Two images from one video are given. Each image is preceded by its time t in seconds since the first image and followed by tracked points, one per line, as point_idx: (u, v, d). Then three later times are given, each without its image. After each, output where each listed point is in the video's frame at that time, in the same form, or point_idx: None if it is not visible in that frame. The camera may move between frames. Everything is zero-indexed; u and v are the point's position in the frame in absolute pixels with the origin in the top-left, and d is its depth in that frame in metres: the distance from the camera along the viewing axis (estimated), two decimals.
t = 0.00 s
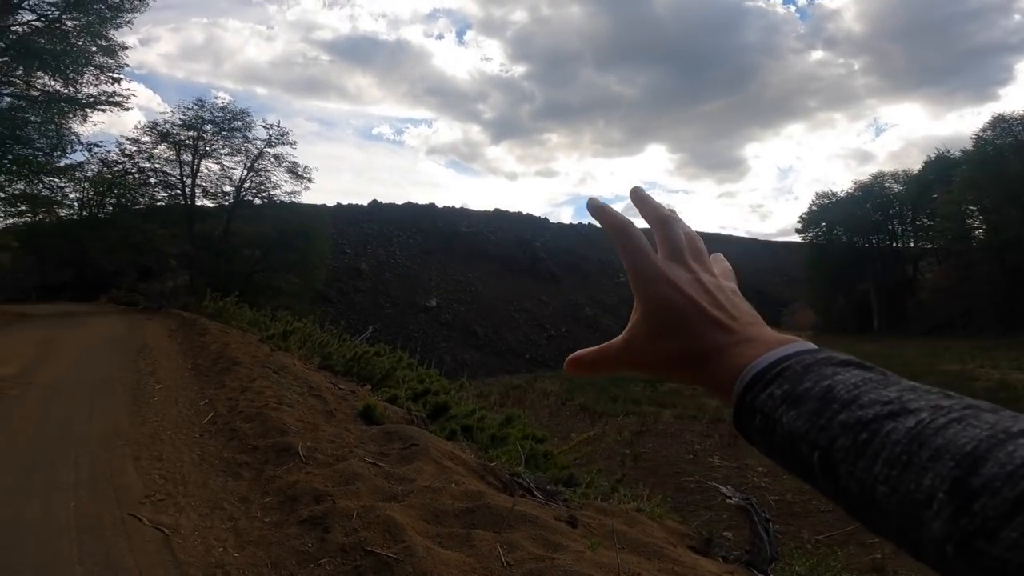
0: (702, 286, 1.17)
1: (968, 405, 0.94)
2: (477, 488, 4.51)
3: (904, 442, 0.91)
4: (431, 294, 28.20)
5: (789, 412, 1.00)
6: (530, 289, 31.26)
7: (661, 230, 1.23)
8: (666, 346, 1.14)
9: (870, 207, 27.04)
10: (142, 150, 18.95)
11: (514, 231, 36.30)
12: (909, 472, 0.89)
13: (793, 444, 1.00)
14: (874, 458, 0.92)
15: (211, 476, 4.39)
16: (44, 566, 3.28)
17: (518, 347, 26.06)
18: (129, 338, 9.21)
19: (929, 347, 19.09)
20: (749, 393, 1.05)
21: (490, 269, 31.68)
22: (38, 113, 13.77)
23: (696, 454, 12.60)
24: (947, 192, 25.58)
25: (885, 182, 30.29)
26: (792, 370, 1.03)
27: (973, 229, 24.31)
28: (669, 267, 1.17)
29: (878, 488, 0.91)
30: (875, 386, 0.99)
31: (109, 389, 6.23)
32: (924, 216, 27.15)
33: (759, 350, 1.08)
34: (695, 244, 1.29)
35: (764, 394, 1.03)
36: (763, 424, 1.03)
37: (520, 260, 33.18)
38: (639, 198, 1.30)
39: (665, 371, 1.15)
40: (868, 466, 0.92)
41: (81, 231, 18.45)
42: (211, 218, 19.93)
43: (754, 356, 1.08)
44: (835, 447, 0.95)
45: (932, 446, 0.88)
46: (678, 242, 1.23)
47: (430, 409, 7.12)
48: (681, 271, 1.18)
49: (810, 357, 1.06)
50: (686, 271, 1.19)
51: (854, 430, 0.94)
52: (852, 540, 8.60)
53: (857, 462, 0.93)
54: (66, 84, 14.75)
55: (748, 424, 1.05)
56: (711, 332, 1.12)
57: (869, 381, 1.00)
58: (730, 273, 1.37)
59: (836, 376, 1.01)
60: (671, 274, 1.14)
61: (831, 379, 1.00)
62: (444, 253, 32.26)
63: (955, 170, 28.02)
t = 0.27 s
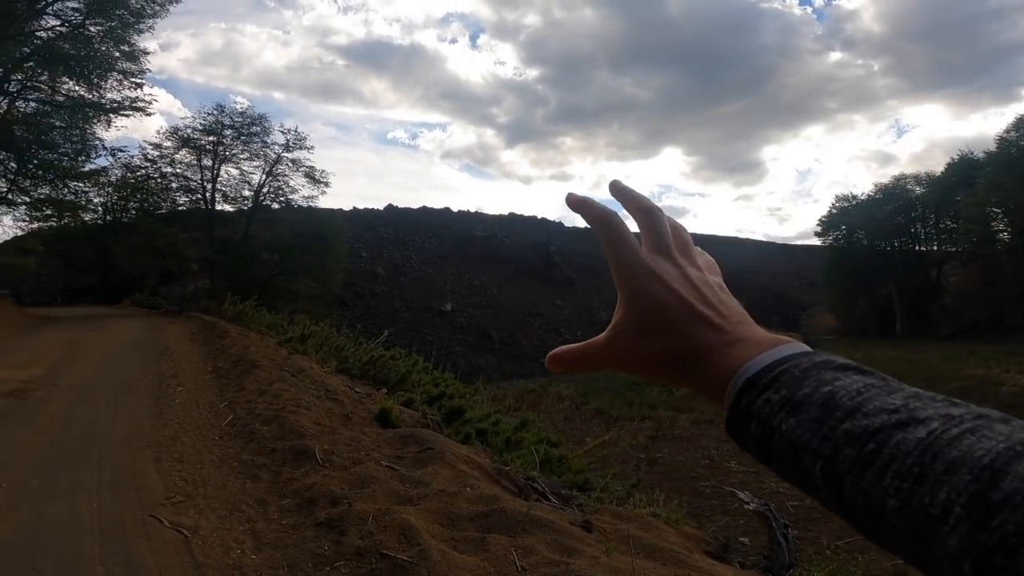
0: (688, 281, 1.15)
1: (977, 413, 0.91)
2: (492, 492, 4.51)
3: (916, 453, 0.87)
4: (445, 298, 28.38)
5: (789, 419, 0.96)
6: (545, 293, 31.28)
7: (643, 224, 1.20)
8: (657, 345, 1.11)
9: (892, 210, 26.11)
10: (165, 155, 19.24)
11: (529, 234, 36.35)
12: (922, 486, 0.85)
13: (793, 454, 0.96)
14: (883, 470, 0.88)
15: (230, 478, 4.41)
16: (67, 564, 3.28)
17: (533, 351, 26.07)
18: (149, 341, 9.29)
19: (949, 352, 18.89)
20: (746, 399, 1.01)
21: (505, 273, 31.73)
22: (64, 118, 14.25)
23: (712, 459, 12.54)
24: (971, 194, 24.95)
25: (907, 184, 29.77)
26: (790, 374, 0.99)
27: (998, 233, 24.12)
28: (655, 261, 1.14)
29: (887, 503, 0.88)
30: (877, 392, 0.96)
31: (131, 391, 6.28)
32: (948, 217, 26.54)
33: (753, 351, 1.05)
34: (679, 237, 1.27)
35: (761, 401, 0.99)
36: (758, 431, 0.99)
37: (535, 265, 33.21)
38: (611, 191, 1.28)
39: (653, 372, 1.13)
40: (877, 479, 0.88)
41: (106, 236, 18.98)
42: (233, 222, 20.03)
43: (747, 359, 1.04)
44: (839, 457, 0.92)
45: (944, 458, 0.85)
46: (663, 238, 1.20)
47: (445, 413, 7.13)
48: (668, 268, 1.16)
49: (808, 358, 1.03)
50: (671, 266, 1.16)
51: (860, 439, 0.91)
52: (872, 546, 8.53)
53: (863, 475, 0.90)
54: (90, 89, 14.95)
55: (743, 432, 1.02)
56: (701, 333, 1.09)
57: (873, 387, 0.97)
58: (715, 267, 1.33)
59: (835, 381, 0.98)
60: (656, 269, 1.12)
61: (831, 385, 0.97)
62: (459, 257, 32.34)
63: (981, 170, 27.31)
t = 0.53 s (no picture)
0: (684, 279, 1.13)
1: (967, 401, 0.89)
2: (499, 496, 4.50)
3: (901, 441, 0.86)
4: (453, 302, 28.45)
5: (779, 410, 0.95)
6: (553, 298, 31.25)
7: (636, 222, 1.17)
8: (648, 341, 1.10)
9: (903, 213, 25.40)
10: (176, 159, 19.37)
11: (538, 239, 36.34)
12: (907, 475, 0.84)
13: (784, 447, 0.95)
14: (869, 462, 0.87)
15: (238, 481, 4.43)
16: (76, 564, 3.29)
17: (540, 355, 26.04)
18: (161, 344, 9.34)
19: (959, 357, 18.75)
20: (739, 390, 1.00)
21: (512, 277, 31.73)
22: (77, 122, 14.58)
23: (720, 464, 12.49)
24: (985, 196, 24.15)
25: (919, 189, 29.56)
26: (781, 366, 0.99)
27: (1011, 237, 22.61)
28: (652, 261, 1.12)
29: (874, 494, 0.86)
30: (870, 381, 0.94)
31: (141, 394, 6.31)
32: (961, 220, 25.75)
33: (744, 344, 1.05)
34: (674, 240, 1.26)
35: (752, 393, 0.98)
36: (751, 423, 0.99)
37: (543, 269, 33.19)
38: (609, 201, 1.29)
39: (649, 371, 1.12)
40: (862, 469, 0.87)
41: (121, 240, 19.43)
42: (243, 226, 20.12)
43: (741, 352, 1.04)
44: (827, 449, 0.90)
45: (929, 448, 0.83)
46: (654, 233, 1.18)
47: (451, 417, 7.12)
48: (661, 265, 1.14)
49: (802, 351, 1.02)
50: (661, 262, 1.14)
51: (846, 429, 0.90)
52: (882, 552, 8.47)
53: (851, 466, 0.88)
54: (104, 93, 15.13)
55: (736, 424, 1.01)
56: (693, 328, 1.08)
57: (863, 376, 0.95)
58: (711, 272, 1.32)
59: (826, 372, 0.97)
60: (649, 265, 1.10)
61: (822, 375, 0.96)
62: (466, 261, 32.37)
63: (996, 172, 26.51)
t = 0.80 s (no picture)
0: (675, 279, 1.13)
1: (936, 382, 0.87)
2: (515, 500, 4.50)
3: (868, 421, 0.84)
4: (469, 307, 28.50)
5: (757, 393, 0.94)
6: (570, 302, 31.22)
7: (634, 231, 1.19)
8: (640, 335, 1.10)
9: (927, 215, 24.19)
10: (198, 164, 19.62)
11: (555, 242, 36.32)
12: (874, 454, 0.82)
13: (761, 429, 0.93)
14: (839, 441, 0.85)
15: (257, 483, 4.46)
16: (99, 563, 3.33)
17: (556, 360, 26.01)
18: (182, 346, 9.45)
19: (983, 362, 18.47)
20: (721, 375, 0.99)
21: (529, 281, 31.73)
22: (103, 127, 14.89)
23: (738, 469, 12.40)
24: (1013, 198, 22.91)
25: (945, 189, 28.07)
26: (760, 351, 0.98)
27: None
28: (643, 261, 1.13)
29: (843, 472, 0.84)
30: (845, 365, 0.93)
31: (164, 395, 6.39)
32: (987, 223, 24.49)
33: (729, 330, 1.03)
34: (669, 243, 1.26)
35: (734, 376, 0.97)
36: (731, 409, 0.97)
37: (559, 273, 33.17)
38: (610, 207, 1.30)
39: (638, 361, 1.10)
40: (833, 448, 0.86)
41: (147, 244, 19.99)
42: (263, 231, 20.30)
43: (725, 339, 1.03)
44: (801, 429, 0.89)
45: (894, 427, 0.82)
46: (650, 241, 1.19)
47: (467, 421, 7.15)
48: (653, 265, 1.14)
49: (781, 338, 1.00)
50: (656, 264, 1.14)
51: (817, 410, 0.89)
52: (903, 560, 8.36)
53: (822, 446, 0.87)
54: (129, 98, 15.42)
55: (716, 409, 0.99)
56: (681, 318, 1.07)
57: (839, 361, 0.94)
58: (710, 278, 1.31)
59: (803, 357, 0.95)
60: (638, 264, 1.11)
61: (799, 360, 0.94)
62: (483, 265, 32.41)
63: None
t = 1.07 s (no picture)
0: (664, 278, 1.07)
1: (914, 377, 0.84)
2: (533, 508, 4.50)
3: (846, 420, 0.80)
4: (486, 314, 28.56)
5: (742, 394, 0.89)
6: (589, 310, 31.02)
7: (618, 234, 1.13)
8: (630, 339, 1.04)
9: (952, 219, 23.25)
10: (220, 172, 19.85)
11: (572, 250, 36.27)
12: (852, 454, 0.78)
13: (746, 430, 0.88)
14: (818, 442, 0.81)
15: (278, 488, 4.49)
16: (124, 565, 3.36)
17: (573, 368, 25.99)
18: (205, 353, 9.55)
19: (1008, 368, 18.17)
20: (708, 377, 0.94)
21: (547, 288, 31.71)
22: (130, 136, 15.30)
23: (759, 477, 12.31)
24: None
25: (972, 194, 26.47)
26: (745, 352, 0.92)
27: None
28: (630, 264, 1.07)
29: (823, 473, 0.80)
30: (828, 363, 0.88)
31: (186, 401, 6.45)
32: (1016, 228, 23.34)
33: (718, 329, 0.98)
34: (655, 241, 1.20)
35: (721, 378, 0.92)
36: (718, 410, 0.92)
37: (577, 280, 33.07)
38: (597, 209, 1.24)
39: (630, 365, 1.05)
40: (813, 448, 0.82)
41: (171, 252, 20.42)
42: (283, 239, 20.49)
43: (713, 340, 0.97)
44: (783, 430, 0.85)
45: (873, 425, 0.78)
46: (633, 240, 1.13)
47: (484, 428, 7.15)
48: (638, 268, 1.08)
49: (768, 337, 0.95)
50: (645, 268, 1.08)
51: (798, 410, 0.84)
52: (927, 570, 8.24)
53: (805, 447, 0.82)
54: (154, 107, 15.64)
55: (705, 410, 0.95)
56: (670, 321, 1.01)
57: (822, 359, 0.89)
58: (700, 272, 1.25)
59: (787, 355, 0.90)
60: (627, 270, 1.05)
61: (781, 359, 0.89)
62: (500, 273, 32.46)
63: None
